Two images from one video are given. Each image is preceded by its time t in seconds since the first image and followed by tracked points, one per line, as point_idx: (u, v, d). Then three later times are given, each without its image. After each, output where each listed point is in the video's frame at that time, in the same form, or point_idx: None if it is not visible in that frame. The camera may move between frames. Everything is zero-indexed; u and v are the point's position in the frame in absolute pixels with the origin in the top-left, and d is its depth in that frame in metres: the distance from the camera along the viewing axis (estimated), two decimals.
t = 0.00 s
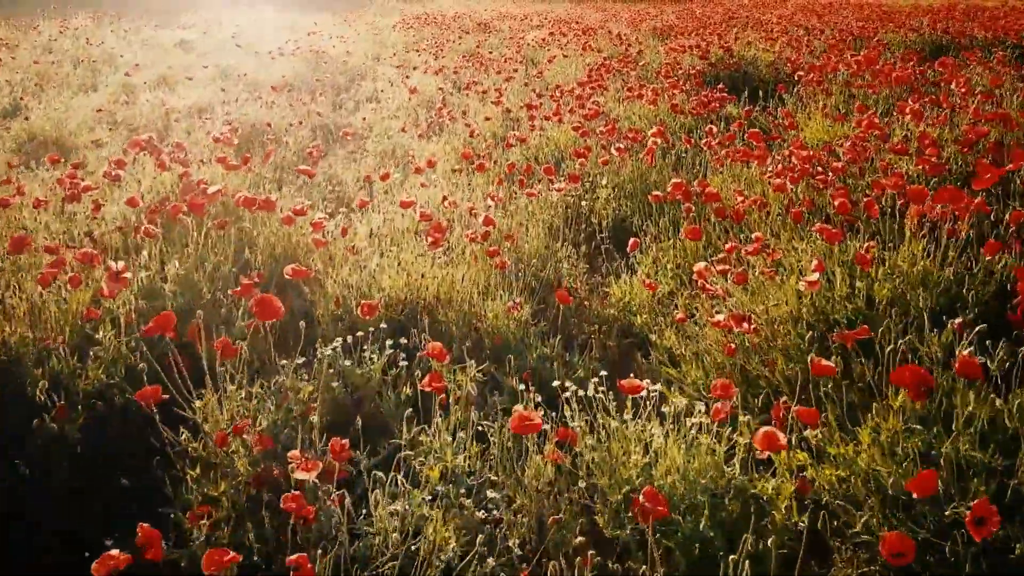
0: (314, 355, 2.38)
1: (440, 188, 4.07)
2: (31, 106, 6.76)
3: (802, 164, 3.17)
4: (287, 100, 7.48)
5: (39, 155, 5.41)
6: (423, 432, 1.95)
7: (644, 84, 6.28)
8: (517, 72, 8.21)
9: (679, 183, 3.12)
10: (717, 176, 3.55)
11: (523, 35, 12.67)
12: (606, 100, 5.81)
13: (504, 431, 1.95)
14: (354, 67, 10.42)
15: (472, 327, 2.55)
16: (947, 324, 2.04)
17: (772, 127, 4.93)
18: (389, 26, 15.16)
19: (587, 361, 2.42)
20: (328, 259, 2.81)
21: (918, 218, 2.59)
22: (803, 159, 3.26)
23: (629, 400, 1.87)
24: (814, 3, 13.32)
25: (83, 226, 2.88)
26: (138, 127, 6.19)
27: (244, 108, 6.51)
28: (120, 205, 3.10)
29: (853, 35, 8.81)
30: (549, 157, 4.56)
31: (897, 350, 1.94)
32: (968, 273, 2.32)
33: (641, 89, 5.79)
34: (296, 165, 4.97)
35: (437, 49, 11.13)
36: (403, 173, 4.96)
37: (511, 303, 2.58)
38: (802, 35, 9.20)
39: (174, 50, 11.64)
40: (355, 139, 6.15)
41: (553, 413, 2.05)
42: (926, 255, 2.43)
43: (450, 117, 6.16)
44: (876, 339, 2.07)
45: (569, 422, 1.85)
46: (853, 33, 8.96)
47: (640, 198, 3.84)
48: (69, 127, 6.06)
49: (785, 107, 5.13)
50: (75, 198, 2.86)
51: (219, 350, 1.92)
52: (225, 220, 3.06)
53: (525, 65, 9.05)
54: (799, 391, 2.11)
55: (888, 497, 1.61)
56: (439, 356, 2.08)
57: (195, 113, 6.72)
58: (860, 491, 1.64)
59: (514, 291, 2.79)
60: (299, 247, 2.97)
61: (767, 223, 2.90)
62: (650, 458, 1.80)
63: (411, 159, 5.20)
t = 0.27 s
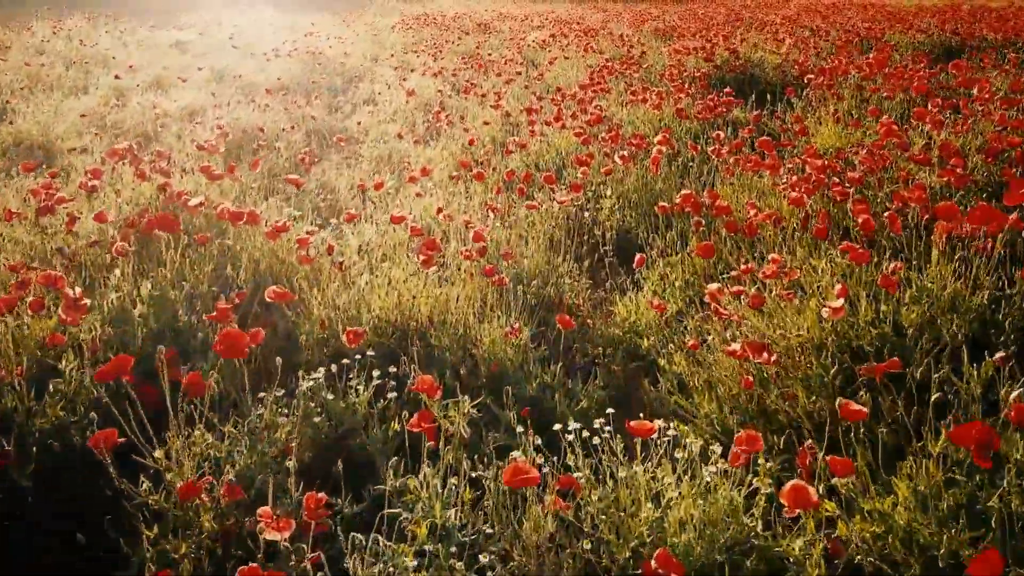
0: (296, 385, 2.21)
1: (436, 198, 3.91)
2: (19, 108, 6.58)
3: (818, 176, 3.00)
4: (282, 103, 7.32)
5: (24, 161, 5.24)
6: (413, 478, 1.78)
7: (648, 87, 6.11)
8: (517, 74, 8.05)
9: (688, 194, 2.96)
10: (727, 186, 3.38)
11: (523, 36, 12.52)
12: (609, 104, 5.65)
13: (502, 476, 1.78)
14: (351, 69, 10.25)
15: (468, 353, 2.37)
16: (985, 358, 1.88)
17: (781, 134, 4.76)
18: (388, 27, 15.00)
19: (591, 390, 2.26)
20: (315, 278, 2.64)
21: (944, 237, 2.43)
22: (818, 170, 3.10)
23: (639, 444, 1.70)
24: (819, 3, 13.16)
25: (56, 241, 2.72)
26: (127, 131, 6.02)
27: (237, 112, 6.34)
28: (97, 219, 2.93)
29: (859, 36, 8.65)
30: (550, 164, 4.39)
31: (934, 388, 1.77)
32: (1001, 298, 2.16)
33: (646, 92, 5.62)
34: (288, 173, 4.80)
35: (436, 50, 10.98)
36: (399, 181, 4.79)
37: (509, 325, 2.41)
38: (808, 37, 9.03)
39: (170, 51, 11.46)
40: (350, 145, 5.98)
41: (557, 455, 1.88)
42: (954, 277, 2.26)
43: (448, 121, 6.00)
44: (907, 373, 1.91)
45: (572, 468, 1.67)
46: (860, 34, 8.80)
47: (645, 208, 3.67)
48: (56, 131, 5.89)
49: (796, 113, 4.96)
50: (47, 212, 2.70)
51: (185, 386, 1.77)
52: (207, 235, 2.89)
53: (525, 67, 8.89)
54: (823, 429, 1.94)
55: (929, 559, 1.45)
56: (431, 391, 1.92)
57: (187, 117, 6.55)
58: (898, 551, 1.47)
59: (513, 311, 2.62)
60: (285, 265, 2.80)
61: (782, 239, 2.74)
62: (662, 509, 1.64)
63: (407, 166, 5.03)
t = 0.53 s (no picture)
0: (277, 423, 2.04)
1: (432, 210, 3.75)
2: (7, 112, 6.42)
3: (833, 190, 2.85)
4: (278, 108, 7.17)
5: (8, 168, 5.08)
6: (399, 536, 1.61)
7: (651, 91, 5.95)
8: (517, 77, 7.89)
9: (696, 209, 2.80)
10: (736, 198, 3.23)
11: (523, 37, 12.36)
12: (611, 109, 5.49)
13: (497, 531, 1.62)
14: (349, 72, 10.09)
15: (462, 382, 2.22)
16: None
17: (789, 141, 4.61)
18: (387, 28, 14.84)
19: (594, 424, 2.11)
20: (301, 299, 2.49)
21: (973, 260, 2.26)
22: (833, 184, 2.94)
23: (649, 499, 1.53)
24: (823, 4, 13.00)
25: (25, 260, 2.56)
26: (117, 137, 5.87)
27: (229, 117, 6.18)
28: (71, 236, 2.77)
29: (865, 38, 8.49)
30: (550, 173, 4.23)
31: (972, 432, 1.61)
32: None
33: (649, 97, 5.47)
34: (280, 182, 4.65)
35: (435, 51, 10.83)
36: (395, 190, 4.64)
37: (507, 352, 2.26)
38: (813, 38, 8.88)
39: (165, 54, 11.31)
40: (345, 152, 5.83)
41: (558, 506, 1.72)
42: (986, 305, 2.10)
43: (446, 127, 5.85)
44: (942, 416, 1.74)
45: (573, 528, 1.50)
46: (866, 36, 8.64)
47: (650, 220, 3.51)
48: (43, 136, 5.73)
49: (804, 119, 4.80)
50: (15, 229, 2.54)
51: (147, 429, 1.65)
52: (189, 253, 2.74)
53: (525, 69, 8.74)
54: (846, 472, 1.78)
55: None
56: (419, 436, 1.75)
57: (179, 122, 6.39)
58: None
59: (511, 335, 2.47)
60: (271, 284, 2.65)
61: (798, 260, 2.57)
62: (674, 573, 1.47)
63: (403, 174, 4.88)
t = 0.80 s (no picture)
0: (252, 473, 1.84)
1: (428, 223, 3.56)
2: None
3: (857, 207, 2.66)
4: (271, 111, 6.98)
5: None
6: None
7: (656, 95, 5.76)
8: (518, 80, 7.71)
9: (710, 228, 2.62)
10: (751, 212, 3.04)
11: (524, 38, 12.18)
12: (616, 115, 5.30)
13: None
14: (345, 74, 9.90)
15: (461, 421, 2.04)
16: None
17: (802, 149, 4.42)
18: (386, 28, 14.67)
19: (604, 470, 1.92)
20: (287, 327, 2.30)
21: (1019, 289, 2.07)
22: (858, 198, 2.75)
23: None
24: (828, 5, 12.80)
25: None
26: (105, 142, 5.68)
27: (221, 121, 5.99)
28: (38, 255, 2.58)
29: (874, 41, 8.33)
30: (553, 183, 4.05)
31: None
32: None
33: (655, 102, 5.28)
34: (271, 192, 4.46)
35: (434, 53, 10.64)
36: (391, 200, 4.45)
37: (509, 387, 2.08)
38: (820, 40, 8.70)
39: (159, 55, 11.11)
40: (340, 159, 5.65)
41: None
42: None
43: (445, 131, 5.66)
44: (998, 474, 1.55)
45: None
46: (875, 38, 8.44)
47: (659, 235, 3.32)
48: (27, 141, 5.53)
49: (817, 126, 4.61)
50: None
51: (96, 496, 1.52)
52: (167, 276, 2.56)
53: (527, 72, 8.56)
54: (889, 535, 1.60)
55: None
56: (408, 497, 1.55)
57: (170, 127, 6.20)
58: None
59: (514, 366, 2.29)
60: (251, 310, 2.46)
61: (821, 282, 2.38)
62: None
63: (400, 183, 4.69)
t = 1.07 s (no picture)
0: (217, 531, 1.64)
1: (422, 238, 3.38)
2: None
3: (884, 225, 2.47)
4: (265, 115, 6.80)
5: None
6: None
7: (661, 100, 5.57)
8: (519, 83, 7.52)
9: (726, 247, 2.43)
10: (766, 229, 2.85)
11: (525, 39, 12.00)
12: (621, 121, 5.10)
13: None
14: (343, 75, 9.71)
15: (454, 469, 1.84)
16: None
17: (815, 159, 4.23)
18: (385, 29, 14.49)
19: (611, 526, 1.72)
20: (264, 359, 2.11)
21: None
22: (883, 216, 2.56)
23: None
24: (834, 6, 12.61)
25: None
26: (91, 148, 5.49)
27: (212, 126, 5.81)
28: None
29: (883, 42, 8.13)
30: (555, 192, 3.85)
31: None
32: None
33: (660, 108, 5.08)
34: (260, 201, 4.27)
35: (433, 54, 10.46)
36: (385, 211, 4.26)
37: (506, 430, 1.88)
38: (828, 41, 8.50)
39: (153, 56, 10.92)
40: (334, 166, 5.45)
41: None
42: None
43: (442, 137, 5.47)
44: None
45: None
46: (885, 39, 8.25)
47: (666, 252, 3.13)
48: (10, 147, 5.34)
49: (831, 134, 4.42)
50: None
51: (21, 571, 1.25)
52: (137, 300, 2.37)
53: (527, 74, 8.37)
54: None
55: None
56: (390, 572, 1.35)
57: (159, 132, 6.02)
58: None
59: (514, 403, 2.09)
60: (226, 339, 2.26)
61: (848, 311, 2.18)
62: None
63: (396, 191, 4.50)
